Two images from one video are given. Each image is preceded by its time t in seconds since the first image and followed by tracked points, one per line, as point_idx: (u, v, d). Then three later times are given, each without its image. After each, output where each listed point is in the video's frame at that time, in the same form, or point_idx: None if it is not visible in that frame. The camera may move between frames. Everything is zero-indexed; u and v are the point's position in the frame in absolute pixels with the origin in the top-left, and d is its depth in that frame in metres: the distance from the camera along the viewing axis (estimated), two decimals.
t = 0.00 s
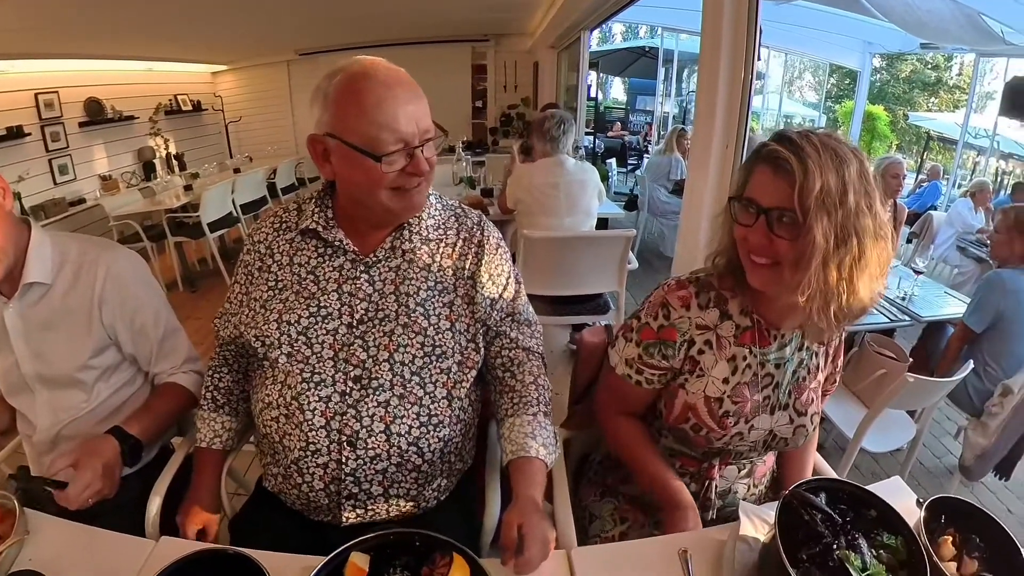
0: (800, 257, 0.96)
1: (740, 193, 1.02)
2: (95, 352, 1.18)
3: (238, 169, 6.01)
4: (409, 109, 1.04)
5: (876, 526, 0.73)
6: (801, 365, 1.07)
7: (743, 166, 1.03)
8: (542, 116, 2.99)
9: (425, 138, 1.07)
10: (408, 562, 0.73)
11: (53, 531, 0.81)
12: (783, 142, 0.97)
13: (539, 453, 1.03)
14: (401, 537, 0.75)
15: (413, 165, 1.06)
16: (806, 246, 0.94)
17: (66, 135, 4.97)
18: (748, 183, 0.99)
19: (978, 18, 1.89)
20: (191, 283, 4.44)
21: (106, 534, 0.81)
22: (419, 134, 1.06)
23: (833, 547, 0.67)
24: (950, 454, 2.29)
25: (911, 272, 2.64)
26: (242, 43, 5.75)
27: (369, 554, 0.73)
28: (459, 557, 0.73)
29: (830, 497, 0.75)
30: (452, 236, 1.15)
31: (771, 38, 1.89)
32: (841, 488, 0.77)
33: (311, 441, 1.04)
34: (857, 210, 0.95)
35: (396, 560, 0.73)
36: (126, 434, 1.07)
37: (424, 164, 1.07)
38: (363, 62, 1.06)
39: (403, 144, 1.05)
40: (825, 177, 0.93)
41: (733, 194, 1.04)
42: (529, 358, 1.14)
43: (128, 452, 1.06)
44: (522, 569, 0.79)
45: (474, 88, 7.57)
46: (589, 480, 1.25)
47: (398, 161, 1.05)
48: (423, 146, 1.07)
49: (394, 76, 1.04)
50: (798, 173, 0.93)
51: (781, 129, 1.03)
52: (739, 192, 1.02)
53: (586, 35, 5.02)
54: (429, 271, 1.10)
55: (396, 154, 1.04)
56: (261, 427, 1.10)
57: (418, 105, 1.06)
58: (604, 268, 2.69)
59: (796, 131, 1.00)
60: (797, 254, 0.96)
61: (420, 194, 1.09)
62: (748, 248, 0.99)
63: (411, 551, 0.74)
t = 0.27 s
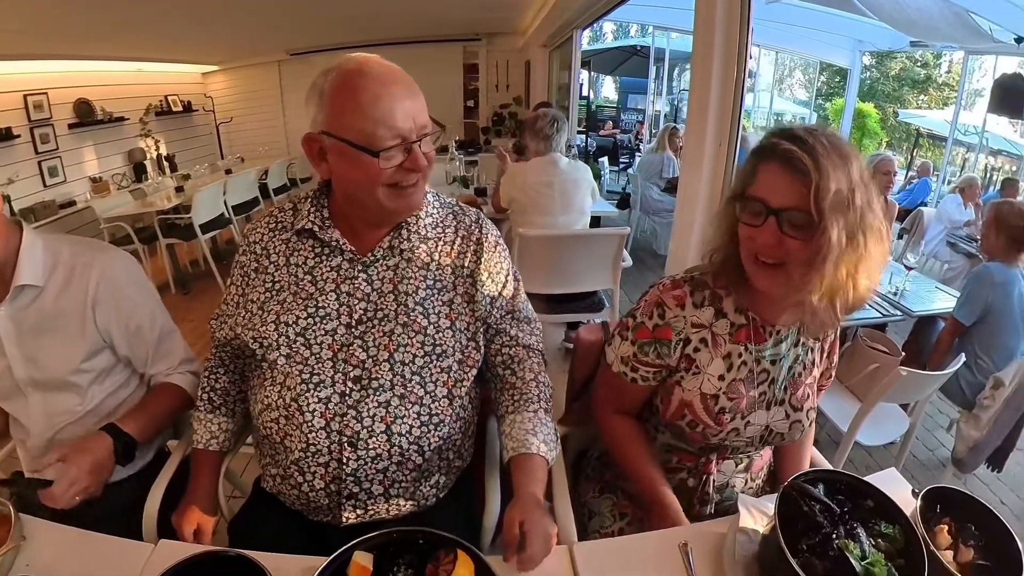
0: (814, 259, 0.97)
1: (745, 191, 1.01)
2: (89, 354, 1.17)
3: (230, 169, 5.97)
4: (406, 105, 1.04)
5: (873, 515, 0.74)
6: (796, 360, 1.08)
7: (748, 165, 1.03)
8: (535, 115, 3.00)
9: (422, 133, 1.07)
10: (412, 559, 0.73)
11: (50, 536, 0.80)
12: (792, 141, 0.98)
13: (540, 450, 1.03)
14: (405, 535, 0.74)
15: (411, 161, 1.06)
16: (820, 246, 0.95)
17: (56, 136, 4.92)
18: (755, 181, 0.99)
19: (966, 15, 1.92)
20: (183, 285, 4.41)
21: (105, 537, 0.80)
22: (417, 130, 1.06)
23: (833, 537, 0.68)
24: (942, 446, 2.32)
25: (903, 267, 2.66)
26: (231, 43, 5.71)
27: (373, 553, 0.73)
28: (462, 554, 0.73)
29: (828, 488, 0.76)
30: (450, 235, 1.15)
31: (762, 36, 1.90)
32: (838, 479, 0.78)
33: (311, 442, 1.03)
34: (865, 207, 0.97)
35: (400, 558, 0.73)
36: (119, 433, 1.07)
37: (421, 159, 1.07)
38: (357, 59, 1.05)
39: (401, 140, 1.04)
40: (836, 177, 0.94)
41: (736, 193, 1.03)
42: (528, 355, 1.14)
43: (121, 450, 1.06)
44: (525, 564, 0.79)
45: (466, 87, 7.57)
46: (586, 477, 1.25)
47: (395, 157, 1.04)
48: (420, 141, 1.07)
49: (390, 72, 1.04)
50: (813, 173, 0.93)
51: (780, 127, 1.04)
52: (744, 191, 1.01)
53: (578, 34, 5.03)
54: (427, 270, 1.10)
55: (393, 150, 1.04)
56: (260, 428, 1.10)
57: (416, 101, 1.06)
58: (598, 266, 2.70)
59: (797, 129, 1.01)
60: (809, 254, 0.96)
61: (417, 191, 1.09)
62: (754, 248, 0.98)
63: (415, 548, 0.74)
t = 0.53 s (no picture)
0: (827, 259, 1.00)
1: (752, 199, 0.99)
2: (75, 359, 1.15)
3: (220, 171, 5.93)
4: (389, 105, 1.04)
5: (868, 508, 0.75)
6: (789, 355, 1.09)
7: (747, 170, 1.01)
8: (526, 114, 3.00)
9: (402, 133, 1.06)
10: (409, 559, 0.72)
11: (45, 541, 0.80)
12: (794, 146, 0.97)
13: (535, 450, 1.03)
14: (401, 535, 0.74)
15: (390, 160, 1.05)
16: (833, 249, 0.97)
17: (45, 138, 4.86)
18: (760, 187, 0.98)
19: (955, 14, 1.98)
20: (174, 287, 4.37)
21: (100, 542, 0.80)
22: (397, 130, 1.05)
23: (828, 530, 0.69)
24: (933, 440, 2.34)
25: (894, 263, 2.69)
26: (220, 44, 5.67)
27: (370, 553, 0.73)
28: (460, 552, 0.73)
29: (823, 482, 0.77)
30: (443, 237, 1.14)
31: (752, 35, 1.91)
32: (833, 473, 0.78)
33: (303, 447, 1.03)
34: (867, 208, 0.99)
35: (398, 558, 0.73)
36: (69, 431, 1.03)
37: (400, 159, 1.06)
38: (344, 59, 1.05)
39: (379, 139, 1.04)
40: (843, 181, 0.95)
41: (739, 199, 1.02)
42: (521, 358, 1.14)
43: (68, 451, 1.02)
44: (523, 563, 0.79)
45: (457, 86, 7.55)
46: (581, 475, 1.26)
47: (374, 156, 1.04)
48: (399, 141, 1.06)
49: (373, 72, 1.04)
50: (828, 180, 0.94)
51: (770, 128, 1.04)
52: (748, 197, 1.00)
53: (569, 32, 5.02)
54: (419, 273, 1.10)
55: (371, 149, 1.04)
56: (252, 433, 1.10)
57: (400, 102, 1.05)
58: (590, 265, 2.70)
59: (789, 130, 1.01)
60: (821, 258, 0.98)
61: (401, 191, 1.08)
62: (765, 256, 0.97)
63: (412, 548, 0.74)
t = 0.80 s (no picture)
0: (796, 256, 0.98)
1: (712, 195, 1.03)
2: (47, 378, 1.09)
3: (209, 173, 5.88)
4: (351, 105, 1.03)
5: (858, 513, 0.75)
6: (778, 359, 1.08)
7: (712, 170, 1.04)
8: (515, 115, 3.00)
9: (356, 131, 1.04)
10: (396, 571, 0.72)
11: (30, 553, 0.79)
12: (751, 144, 0.99)
13: (523, 456, 1.03)
14: (387, 547, 0.74)
15: (338, 159, 1.04)
16: (789, 244, 0.97)
17: (33, 142, 4.78)
18: (718, 186, 1.01)
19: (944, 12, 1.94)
20: (163, 292, 4.33)
21: (86, 555, 0.78)
22: (350, 126, 1.04)
23: (817, 537, 0.69)
24: (922, 437, 2.36)
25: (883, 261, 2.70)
26: (208, 45, 5.63)
27: (356, 565, 0.72)
28: (447, 565, 0.73)
29: (814, 486, 0.77)
30: (429, 244, 1.13)
31: (742, 34, 1.91)
32: (824, 479, 0.78)
33: (289, 456, 1.02)
34: (829, 201, 0.98)
35: (384, 571, 0.72)
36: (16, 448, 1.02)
37: (350, 158, 1.04)
38: (325, 63, 1.04)
39: (330, 135, 1.03)
40: (795, 175, 0.95)
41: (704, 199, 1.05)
42: (507, 364, 1.14)
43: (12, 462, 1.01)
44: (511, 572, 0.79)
45: (447, 86, 7.54)
46: (572, 479, 1.26)
47: (325, 152, 1.03)
48: (351, 137, 1.04)
49: (339, 73, 1.03)
50: (772, 175, 0.95)
51: (744, 129, 1.04)
52: (710, 196, 1.03)
53: (559, 32, 5.02)
54: (404, 280, 1.09)
55: (324, 144, 1.03)
56: (238, 442, 1.09)
57: (358, 98, 1.03)
58: (580, 266, 2.71)
59: (757, 129, 1.02)
60: (775, 254, 0.98)
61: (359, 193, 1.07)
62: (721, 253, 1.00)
63: (398, 561, 0.73)
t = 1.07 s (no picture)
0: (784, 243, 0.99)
1: (702, 185, 1.04)
2: (31, 382, 1.07)
3: (201, 173, 5.83)
4: (372, 101, 1.03)
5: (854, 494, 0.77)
6: (772, 346, 1.09)
7: (701, 161, 1.06)
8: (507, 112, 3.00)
9: (386, 130, 1.06)
10: (403, 557, 0.72)
11: (33, 552, 0.78)
12: (738, 134, 1.00)
13: (523, 443, 1.04)
14: (393, 533, 0.74)
15: (375, 156, 1.04)
16: (776, 231, 0.98)
17: (23, 143, 4.71)
18: (707, 176, 1.02)
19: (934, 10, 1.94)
20: (156, 293, 4.30)
21: (90, 552, 0.78)
22: (381, 126, 1.05)
23: (817, 516, 0.70)
24: (915, 428, 2.39)
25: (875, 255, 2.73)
26: (198, 45, 5.59)
27: (362, 553, 0.73)
28: (453, 549, 0.73)
29: (812, 468, 0.78)
30: (423, 233, 1.13)
31: (732, 31, 1.93)
32: (820, 461, 0.80)
33: (291, 448, 1.02)
34: (815, 190, 1.00)
35: (391, 557, 0.72)
36: None
37: (385, 155, 1.05)
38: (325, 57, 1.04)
39: (365, 136, 1.03)
40: (781, 163, 0.97)
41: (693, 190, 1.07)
42: (504, 351, 1.15)
43: None
44: (515, 559, 0.80)
45: (439, 85, 7.53)
46: (571, 469, 1.26)
47: (359, 152, 1.03)
48: (384, 137, 1.05)
49: (355, 68, 1.03)
50: (757, 163, 0.96)
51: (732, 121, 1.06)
52: (699, 187, 1.05)
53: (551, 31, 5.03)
54: (400, 270, 1.09)
55: (357, 145, 1.03)
56: (238, 436, 1.08)
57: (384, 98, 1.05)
58: (575, 261, 2.71)
59: (745, 121, 1.03)
60: (764, 240, 0.99)
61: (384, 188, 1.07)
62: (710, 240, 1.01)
63: (405, 546, 0.73)
